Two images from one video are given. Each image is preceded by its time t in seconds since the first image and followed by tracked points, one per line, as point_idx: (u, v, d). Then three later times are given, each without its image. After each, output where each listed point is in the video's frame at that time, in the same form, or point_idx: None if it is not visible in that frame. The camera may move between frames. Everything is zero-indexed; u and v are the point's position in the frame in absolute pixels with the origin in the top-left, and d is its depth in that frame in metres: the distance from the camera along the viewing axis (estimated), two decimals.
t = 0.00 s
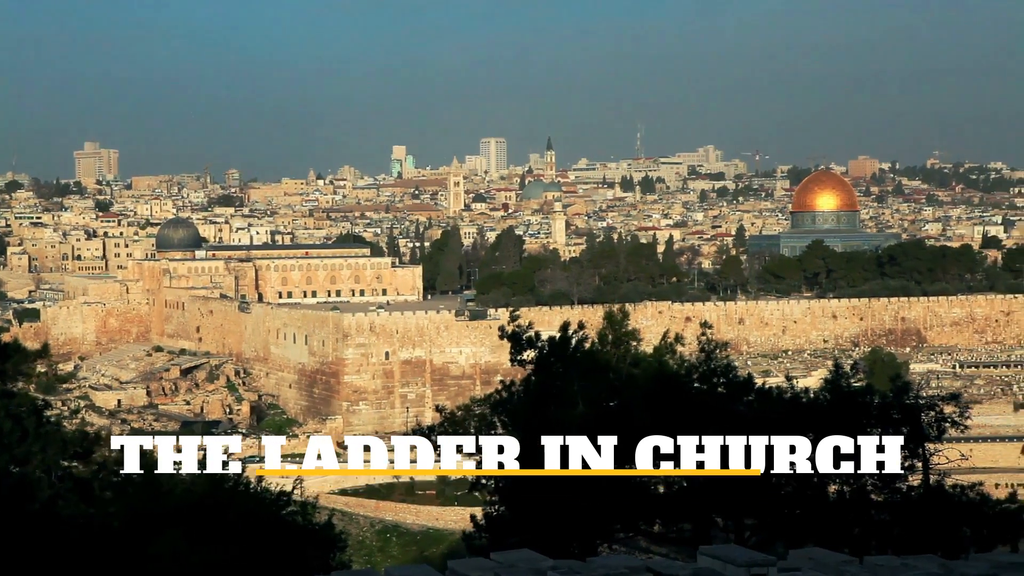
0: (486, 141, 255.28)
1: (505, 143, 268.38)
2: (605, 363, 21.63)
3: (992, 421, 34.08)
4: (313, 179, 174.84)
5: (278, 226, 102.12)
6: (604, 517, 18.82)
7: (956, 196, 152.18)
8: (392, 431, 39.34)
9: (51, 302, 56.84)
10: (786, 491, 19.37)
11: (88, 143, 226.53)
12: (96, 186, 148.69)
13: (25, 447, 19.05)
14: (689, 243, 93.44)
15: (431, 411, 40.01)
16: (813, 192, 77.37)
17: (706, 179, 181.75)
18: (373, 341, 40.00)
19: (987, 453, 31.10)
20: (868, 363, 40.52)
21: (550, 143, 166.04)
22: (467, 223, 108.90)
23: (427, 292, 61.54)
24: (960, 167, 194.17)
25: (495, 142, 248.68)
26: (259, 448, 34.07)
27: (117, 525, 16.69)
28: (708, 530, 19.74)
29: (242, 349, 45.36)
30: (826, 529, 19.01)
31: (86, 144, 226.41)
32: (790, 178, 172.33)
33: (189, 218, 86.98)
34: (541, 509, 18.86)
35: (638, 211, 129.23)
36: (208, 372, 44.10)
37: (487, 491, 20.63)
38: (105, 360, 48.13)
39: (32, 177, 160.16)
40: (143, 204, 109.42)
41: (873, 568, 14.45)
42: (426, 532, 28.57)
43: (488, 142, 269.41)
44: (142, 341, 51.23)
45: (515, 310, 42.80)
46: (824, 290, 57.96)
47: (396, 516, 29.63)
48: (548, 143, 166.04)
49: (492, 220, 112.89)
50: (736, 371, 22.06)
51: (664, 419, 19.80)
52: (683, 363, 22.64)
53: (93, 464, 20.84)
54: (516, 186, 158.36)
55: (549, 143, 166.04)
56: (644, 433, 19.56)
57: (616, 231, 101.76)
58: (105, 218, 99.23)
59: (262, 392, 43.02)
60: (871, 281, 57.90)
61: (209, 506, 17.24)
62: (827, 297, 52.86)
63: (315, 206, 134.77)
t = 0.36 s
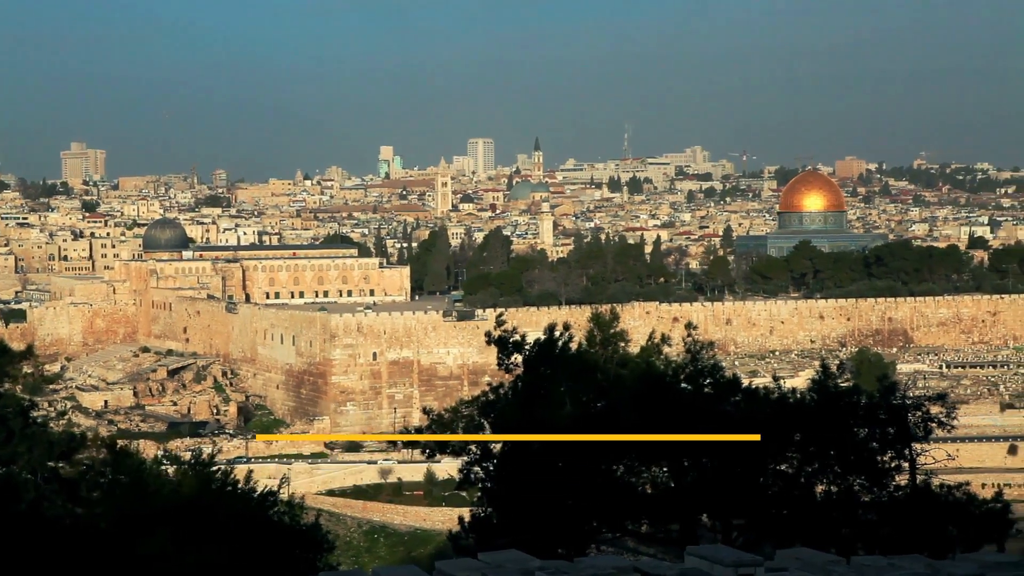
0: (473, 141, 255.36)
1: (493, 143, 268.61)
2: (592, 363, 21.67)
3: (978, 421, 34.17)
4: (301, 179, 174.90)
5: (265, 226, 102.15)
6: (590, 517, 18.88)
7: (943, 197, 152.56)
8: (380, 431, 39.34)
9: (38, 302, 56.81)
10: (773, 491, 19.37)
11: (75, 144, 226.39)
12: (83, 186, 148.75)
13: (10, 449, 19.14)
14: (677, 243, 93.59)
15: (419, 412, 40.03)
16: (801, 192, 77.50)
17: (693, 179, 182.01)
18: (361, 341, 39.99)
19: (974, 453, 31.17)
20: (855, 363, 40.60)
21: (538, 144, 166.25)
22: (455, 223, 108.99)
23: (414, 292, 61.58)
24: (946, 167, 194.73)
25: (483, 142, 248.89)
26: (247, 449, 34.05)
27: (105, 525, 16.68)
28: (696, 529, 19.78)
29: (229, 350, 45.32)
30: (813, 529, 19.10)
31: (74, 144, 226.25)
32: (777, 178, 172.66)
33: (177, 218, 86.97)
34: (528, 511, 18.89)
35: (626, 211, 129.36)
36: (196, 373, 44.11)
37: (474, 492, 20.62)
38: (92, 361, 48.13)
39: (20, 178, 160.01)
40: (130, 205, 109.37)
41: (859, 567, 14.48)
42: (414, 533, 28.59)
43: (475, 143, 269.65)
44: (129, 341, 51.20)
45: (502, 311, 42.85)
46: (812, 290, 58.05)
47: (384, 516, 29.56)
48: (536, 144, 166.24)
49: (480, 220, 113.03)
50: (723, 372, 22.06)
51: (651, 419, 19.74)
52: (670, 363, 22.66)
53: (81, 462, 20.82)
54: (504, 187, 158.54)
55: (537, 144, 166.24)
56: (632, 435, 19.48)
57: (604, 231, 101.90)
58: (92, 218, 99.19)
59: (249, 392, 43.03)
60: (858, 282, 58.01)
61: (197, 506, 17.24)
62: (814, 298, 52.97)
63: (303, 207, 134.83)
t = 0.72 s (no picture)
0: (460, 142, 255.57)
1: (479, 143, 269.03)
2: (578, 364, 21.68)
3: (963, 421, 34.26)
4: (287, 179, 175.07)
5: (250, 227, 102.22)
6: (575, 519, 18.90)
7: (929, 197, 153.00)
8: (366, 432, 39.33)
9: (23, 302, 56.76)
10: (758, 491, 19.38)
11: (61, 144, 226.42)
12: (68, 186, 148.84)
13: None
14: (662, 244, 93.79)
15: (405, 412, 40.05)
16: (786, 193, 77.64)
17: (679, 180, 182.40)
18: (347, 342, 39.97)
19: (959, 453, 31.25)
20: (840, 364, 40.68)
21: (524, 144, 166.52)
22: (441, 224, 109.16)
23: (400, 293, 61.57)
24: (930, 168, 195.42)
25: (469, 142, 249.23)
26: (232, 449, 34.01)
27: (90, 526, 16.67)
28: (682, 529, 19.79)
29: (215, 350, 45.28)
30: (798, 530, 19.12)
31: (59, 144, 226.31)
32: (763, 178, 173.14)
33: (162, 218, 86.99)
34: (514, 512, 18.92)
35: (612, 212, 129.56)
36: (181, 373, 44.09)
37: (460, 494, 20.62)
38: (78, 361, 48.10)
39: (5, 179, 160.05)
40: (115, 206, 109.39)
41: (845, 567, 14.50)
42: (400, 534, 28.61)
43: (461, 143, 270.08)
44: (114, 342, 51.08)
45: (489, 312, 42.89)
46: (797, 291, 58.16)
47: (370, 516, 29.54)
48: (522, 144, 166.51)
49: (466, 221, 113.24)
50: (708, 372, 22.06)
51: (636, 420, 19.73)
52: (656, 364, 22.67)
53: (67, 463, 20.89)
54: (490, 187, 158.82)
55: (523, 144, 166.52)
56: (617, 436, 19.46)
57: (590, 232, 102.07)
58: (77, 219, 99.20)
59: (235, 393, 43.00)
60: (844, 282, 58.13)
61: (181, 507, 17.23)
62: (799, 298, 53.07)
63: (288, 207, 134.99)
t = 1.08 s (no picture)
0: (445, 142, 255.52)
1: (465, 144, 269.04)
2: (564, 363, 21.68)
3: (947, 421, 34.34)
4: (272, 179, 174.98)
5: (235, 226, 102.17)
6: (561, 518, 18.93)
7: (913, 198, 153.35)
8: (351, 432, 39.32)
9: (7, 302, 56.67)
10: (743, 490, 19.42)
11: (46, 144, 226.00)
12: (52, 186, 148.62)
13: None
14: (648, 244, 93.91)
15: (390, 412, 40.04)
16: (772, 193, 77.73)
17: (664, 180, 182.67)
18: (333, 342, 39.96)
19: (943, 452, 31.32)
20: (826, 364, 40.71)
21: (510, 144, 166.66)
22: (428, 224, 109.17)
23: (386, 293, 61.57)
24: (915, 167, 196.01)
25: (454, 142, 249.32)
26: (217, 450, 33.95)
27: (73, 527, 16.63)
28: (668, 529, 19.81)
29: (200, 351, 45.23)
30: (783, 529, 19.14)
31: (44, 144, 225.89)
32: (748, 179, 173.46)
33: (147, 218, 86.89)
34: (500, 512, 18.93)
35: (598, 212, 129.67)
36: (166, 374, 44.04)
37: (445, 494, 20.63)
38: (63, 362, 48.02)
39: None
40: (100, 205, 109.25)
41: (830, 567, 14.52)
42: (386, 533, 28.62)
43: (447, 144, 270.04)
44: (99, 342, 51.04)
45: (475, 312, 42.91)
46: (783, 291, 58.23)
47: (355, 516, 29.51)
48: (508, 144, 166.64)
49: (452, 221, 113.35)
50: (694, 372, 22.06)
51: (621, 419, 19.67)
52: (642, 364, 22.68)
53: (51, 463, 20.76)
54: (476, 187, 158.92)
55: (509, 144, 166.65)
56: (603, 436, 19.46)
57: (575, 232, 102.16)
58: (61, 219, 99.09)
59: (220, 393, 42.96)
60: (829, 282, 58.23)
61: (166, 506, 17.19)
62: (785, 298, 53.16)
63: (274, 207, 134.93)
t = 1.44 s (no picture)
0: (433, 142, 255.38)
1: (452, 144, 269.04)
2: (551, 363, 21.66)
3: (932, 420, 34.40)
4: (259, 179, 174.89)
5: (222, 226, 102.08)
6: (549, 517, 18.93)
7: (900, 198, 153.63)
8: (338, 433, 39.29)
9: None
10: (730, 490, 19.45)
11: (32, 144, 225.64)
12: (39, 185, 148.39)
13: None
14: (635, 244, 94.00)
15: (378, 412, 40.03)
16: (758, 193, 77.81)
17: (651, 180, 182.85)
18: (320, 342, 39.94)
19: (930, 452, 31.40)
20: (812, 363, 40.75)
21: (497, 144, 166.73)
22: (415, 224, 109.18)
23: (373, 293, 61.57)
24: (901, 168, 196.45)
25: (441, 142, 249.37)
26: (204, 450, 33.92)
27: (60, 526, 16.62)
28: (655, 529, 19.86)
29: (187, 351, 45.19)
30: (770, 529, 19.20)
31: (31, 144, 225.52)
32: (735, 179, 173.71)
33: (134, 219, 86.79)
34: (487, 511, 18.98)
35: (585, 211, 129.76)
36: (153, 374, 44.01)
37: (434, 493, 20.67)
38: (49, 362, 47.94)
39: None
40: (86, 206, 109.10)
41: (818, 567, 14.53)
42: (373, 534, 28.61)
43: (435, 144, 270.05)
44: (85, 342, 50.97)
45: (462, 311, 42.92)
46: (770, 291, 58.30)
47: (342, 517, 29.50)
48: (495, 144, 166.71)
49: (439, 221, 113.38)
50: (682, 372, 22.10)
51: (609, 420, 19.64)
52: (630, 364, 22.68)
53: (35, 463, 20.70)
54: (463, 187, 158.96)
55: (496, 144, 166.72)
56: (591, 435, 19.47)
57: (562, 232, 102.21)
58: (48, 219, 98.95)
59: (208, 394, 42.93)
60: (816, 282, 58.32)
61: (153, 507, 17.19)
62: (772, 298, 53.24)
63: (261, 207, 134.86)
